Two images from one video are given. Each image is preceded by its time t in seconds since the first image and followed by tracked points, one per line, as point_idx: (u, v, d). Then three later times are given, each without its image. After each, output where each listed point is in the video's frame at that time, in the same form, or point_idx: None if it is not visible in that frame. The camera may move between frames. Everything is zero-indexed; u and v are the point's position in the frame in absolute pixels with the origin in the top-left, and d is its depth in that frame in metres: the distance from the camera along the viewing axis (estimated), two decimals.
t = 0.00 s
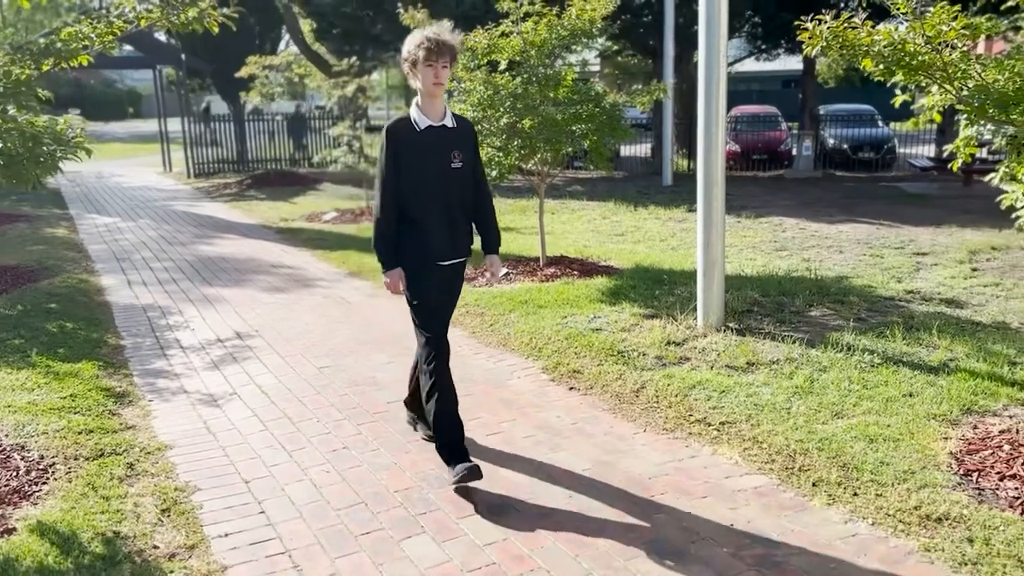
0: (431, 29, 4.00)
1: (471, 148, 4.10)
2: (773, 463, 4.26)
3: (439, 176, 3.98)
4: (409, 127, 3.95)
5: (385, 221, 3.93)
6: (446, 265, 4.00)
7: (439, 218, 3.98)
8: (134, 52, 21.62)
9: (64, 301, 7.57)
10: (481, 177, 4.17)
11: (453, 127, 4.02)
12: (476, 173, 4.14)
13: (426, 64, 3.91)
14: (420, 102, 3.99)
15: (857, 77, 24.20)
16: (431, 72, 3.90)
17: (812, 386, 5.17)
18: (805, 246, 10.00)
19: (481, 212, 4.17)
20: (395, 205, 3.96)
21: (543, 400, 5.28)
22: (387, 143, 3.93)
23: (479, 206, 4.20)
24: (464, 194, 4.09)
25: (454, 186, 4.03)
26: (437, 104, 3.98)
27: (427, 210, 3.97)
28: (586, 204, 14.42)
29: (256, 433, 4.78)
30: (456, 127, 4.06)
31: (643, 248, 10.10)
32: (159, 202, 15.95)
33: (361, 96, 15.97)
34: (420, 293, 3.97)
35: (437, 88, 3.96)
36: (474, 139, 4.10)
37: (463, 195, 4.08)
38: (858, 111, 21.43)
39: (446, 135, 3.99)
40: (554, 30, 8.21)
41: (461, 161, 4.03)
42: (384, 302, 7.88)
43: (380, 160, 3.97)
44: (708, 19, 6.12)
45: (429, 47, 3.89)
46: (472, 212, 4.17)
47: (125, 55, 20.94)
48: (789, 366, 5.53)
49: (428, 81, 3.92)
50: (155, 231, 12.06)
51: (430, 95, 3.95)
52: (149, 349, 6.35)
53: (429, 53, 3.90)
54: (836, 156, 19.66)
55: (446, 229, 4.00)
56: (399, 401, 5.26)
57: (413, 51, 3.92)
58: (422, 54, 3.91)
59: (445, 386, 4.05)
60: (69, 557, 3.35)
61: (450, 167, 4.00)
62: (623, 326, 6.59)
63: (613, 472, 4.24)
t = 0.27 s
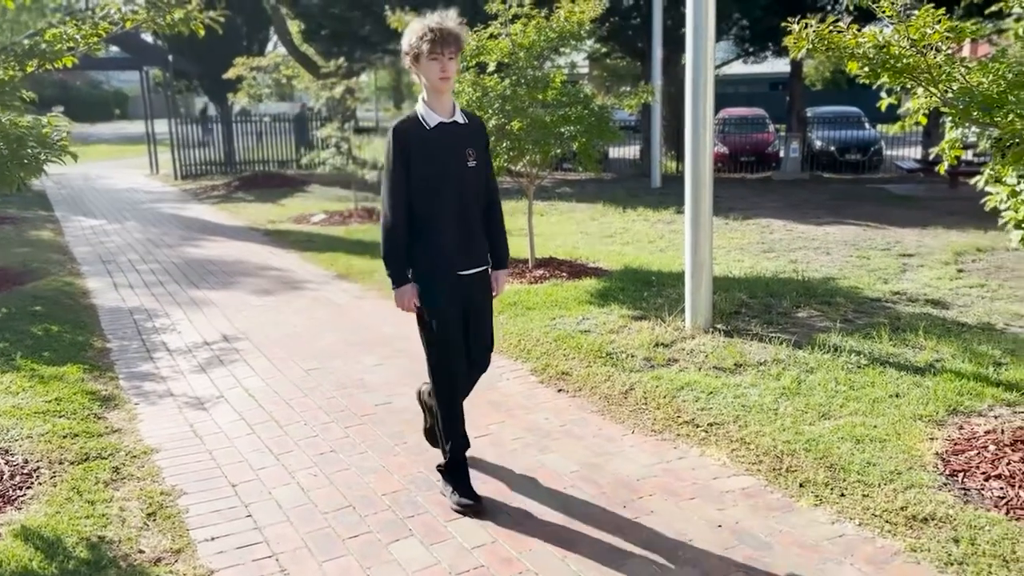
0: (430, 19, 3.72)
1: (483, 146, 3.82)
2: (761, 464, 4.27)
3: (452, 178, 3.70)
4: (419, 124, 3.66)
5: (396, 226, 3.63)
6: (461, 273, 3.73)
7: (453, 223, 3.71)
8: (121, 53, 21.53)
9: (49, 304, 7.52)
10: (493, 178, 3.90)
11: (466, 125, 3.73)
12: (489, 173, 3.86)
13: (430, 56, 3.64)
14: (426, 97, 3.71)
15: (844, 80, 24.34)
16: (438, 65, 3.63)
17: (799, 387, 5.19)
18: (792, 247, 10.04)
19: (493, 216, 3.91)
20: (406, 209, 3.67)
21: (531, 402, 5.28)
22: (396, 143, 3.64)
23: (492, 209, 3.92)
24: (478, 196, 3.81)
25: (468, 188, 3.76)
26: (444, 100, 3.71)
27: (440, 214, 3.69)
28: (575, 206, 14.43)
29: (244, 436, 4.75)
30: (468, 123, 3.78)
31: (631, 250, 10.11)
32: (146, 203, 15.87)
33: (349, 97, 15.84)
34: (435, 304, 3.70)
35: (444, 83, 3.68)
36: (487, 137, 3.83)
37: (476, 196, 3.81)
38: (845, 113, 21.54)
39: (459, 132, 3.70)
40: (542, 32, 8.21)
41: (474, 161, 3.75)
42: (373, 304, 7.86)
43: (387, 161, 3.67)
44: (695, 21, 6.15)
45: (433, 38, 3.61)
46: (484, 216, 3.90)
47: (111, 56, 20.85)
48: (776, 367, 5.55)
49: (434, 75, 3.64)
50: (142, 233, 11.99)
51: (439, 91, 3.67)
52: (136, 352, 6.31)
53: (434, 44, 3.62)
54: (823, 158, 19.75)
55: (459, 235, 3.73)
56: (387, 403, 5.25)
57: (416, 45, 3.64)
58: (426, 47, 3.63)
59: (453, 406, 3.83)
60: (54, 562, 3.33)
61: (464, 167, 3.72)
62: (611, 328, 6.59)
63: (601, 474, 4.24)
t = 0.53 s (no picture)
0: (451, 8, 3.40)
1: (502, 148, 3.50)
2: (748, 465, 4.28)
3: (469, 182, 3.38)
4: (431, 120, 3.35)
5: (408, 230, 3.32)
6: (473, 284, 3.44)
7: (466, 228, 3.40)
8: (106, 54, 21.43)
9: (33, 307, 7.46)
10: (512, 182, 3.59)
11: (483, 125, 3.41)
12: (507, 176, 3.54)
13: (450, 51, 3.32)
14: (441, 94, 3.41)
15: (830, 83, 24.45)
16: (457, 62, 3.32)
17: (786, 388, 5.20)
18: (779, 249, 10.07)
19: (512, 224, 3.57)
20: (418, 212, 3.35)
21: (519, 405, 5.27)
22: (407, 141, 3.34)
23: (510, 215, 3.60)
24: (495, 200, 3.49)
25: (485, 192, 3.43)
26: (462, 97, 3.40)
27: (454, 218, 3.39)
28: (563, 208, 14.43)
29: (229, 439, 4.73)
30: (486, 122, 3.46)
31: (619, 252, 10.12)
32: (131, 206, 15.78)
33: (337, 99, 15.51)
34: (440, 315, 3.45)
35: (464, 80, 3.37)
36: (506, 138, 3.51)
37: (493, 201, 3.48)
38: (832, 116, 21.64)
39: (475, 130, 3.38)
40: (530, 34, 8.20)
41: (491, 162, 3.43)
42: (361, 307, 7.83)
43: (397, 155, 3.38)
44: (682, 24, 6.16)
45: (453, 33, 3.30)
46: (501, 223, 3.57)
47: (97, 58, 20.76)
48: (763, 369, 5.57)
49: (452, 71, 3.33)
50: (127, 235, 11.93)
51: (457, 88, 3.36)
52: (120, 355, 6.27)
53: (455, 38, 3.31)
54: (809, 160, 19.84)
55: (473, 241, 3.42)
56: (375, 406, 5.24)
57: (435, 38, 3.32)
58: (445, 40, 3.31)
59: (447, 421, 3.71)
60: (37, 567, 3.30)
61: (480, 170, 3.40)
62: (599, 329, 6.60)
63: (589, 476, 4.24)
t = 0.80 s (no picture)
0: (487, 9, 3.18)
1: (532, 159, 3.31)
2: (735, 467, 4.29)
3: (499, 194, 3.17)
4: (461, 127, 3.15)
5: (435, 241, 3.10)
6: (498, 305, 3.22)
7: (497, 242, 3.19)
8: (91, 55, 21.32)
9: (17, 310, 7.40)
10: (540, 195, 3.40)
11: (516, 135, 3.21)
12: (536, 189, 3.35)
13: (486, 54, 3.11)
14: (476, 100, 3.18)
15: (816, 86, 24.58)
16: (493, 67, 3.10)
17: (772, 390, 5.22)
18: (765, 252, 10.12)
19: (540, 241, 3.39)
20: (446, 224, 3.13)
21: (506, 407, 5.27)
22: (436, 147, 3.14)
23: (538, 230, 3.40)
24: (524, 214, 3.29)
25: (515, 205, 3.23)
26: (496, 105, 3.19)
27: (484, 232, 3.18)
28: (551, 210, 14.45)
29: (215, 443, 4.70)
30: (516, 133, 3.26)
31: (606, 254, 10.14)
32: (117, 208, 15.69)
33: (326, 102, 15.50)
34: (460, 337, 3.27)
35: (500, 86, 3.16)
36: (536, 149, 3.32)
37: (522, 215, 3.27)
38: (818, 119, 21.75)
39: (506, 139, 3.18)
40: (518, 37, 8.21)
41: (522, 174, 3.23)
42: (348, 309, 7.81)
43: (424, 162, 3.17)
44: (669, 27, 6.19)
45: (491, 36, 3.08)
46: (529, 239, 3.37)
47: (82, 59, 20.65)
48: (749, 371, 5.59)
49: (490, 77, 3.12)
50: (112, 238, 11.86)
51: (493, 94, 3.15)
52: (105, 359, 6.23)
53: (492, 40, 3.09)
54: (796, 163, 19.93)
55: (504, 257, 3.21)
56: (362, 409, 5.23)
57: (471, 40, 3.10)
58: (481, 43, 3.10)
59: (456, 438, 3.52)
60: (19, 573, 3.27)
61: (512, 182, 3.20)
62: (587, 332, 6.60)
63: (576, 478, 4.24)
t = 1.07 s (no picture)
0: None
1: (561, 153, 2.95)
2: (722, 470, 4.30)
3: (525, 191, 2.81)
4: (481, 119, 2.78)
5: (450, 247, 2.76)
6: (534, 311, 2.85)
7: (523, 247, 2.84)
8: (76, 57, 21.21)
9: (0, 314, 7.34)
10: (570, 191, 3.03)
11: (541, 128, 2.85)
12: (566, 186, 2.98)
13: (512, 41, 2.74)
14: (499, 93, 2.82)
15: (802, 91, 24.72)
16: (518, 58, 2.75)
17: (759, 393, 5.24)
18: (752, 255, 10.16)
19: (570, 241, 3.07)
20: (464, 225, 2.78)
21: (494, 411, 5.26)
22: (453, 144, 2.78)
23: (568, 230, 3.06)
24: (554, 215, 2.93)
25: (542, 204, 2.86)
26: (521, 99, 2.83)
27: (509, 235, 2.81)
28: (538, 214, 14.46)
29: (200, 448, 4.67)
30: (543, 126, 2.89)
31: (594, 258, 10.15)
32: (102, 211, 15.61)
33: (313, 104, 15.41)
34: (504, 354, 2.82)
35: (525, 79, 2.79)
36: (566, 142, 2.96)
37: (551, 216, 2.91)
38: (804, 123, 21.85)
39: (530, 133, 2.81)
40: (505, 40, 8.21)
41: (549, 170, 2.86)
42: (335, 313, 7.79)
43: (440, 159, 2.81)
44: (655, 31, 6.21)
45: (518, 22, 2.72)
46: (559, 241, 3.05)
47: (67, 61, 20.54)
48: (736, 374, 5.60)
49: (514, 68, 2.76)
50: (97, 241, 11.78)
51: (517, 88, 2.79)
52: (89, 363, 6.19)
53: (519, 28, 2.73)
54: (782, 167, 20.02)
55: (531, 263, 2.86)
56: (348, 413, 5.20)
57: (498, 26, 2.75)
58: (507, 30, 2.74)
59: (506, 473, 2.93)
60: None
61: (537, 180, 2.83)
62: (574, 335, 6.61)
63: (563, 482, 4.24)
